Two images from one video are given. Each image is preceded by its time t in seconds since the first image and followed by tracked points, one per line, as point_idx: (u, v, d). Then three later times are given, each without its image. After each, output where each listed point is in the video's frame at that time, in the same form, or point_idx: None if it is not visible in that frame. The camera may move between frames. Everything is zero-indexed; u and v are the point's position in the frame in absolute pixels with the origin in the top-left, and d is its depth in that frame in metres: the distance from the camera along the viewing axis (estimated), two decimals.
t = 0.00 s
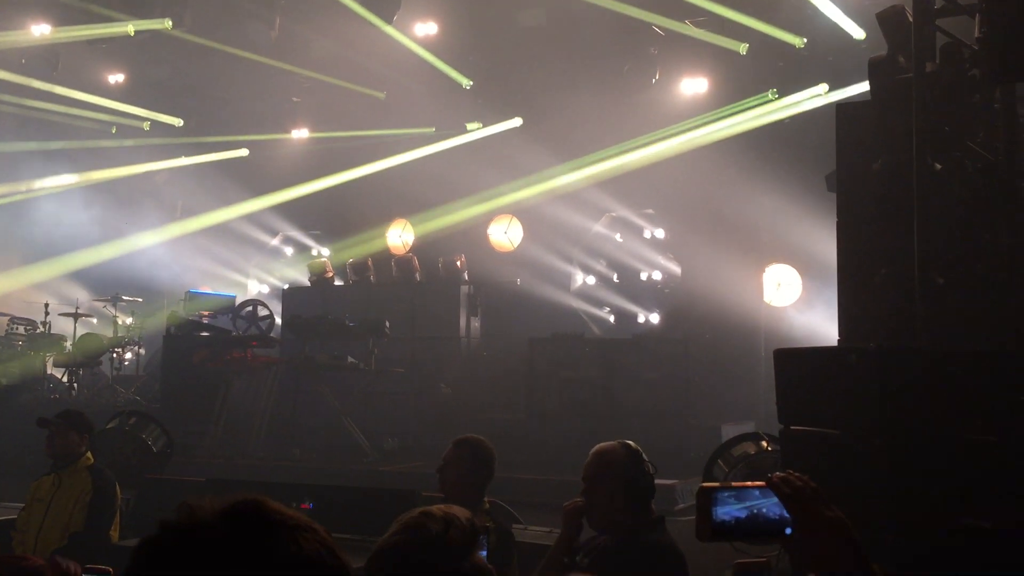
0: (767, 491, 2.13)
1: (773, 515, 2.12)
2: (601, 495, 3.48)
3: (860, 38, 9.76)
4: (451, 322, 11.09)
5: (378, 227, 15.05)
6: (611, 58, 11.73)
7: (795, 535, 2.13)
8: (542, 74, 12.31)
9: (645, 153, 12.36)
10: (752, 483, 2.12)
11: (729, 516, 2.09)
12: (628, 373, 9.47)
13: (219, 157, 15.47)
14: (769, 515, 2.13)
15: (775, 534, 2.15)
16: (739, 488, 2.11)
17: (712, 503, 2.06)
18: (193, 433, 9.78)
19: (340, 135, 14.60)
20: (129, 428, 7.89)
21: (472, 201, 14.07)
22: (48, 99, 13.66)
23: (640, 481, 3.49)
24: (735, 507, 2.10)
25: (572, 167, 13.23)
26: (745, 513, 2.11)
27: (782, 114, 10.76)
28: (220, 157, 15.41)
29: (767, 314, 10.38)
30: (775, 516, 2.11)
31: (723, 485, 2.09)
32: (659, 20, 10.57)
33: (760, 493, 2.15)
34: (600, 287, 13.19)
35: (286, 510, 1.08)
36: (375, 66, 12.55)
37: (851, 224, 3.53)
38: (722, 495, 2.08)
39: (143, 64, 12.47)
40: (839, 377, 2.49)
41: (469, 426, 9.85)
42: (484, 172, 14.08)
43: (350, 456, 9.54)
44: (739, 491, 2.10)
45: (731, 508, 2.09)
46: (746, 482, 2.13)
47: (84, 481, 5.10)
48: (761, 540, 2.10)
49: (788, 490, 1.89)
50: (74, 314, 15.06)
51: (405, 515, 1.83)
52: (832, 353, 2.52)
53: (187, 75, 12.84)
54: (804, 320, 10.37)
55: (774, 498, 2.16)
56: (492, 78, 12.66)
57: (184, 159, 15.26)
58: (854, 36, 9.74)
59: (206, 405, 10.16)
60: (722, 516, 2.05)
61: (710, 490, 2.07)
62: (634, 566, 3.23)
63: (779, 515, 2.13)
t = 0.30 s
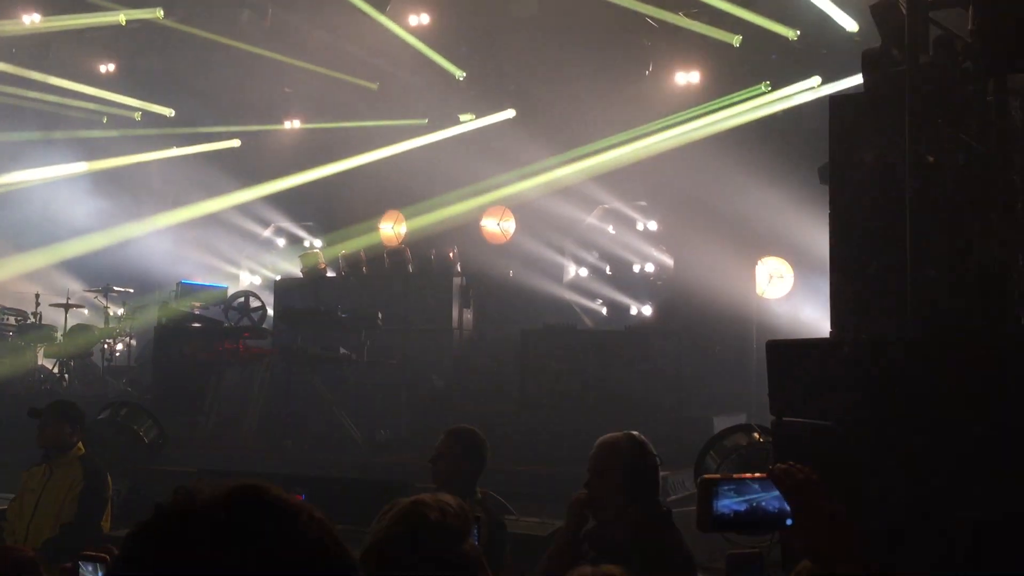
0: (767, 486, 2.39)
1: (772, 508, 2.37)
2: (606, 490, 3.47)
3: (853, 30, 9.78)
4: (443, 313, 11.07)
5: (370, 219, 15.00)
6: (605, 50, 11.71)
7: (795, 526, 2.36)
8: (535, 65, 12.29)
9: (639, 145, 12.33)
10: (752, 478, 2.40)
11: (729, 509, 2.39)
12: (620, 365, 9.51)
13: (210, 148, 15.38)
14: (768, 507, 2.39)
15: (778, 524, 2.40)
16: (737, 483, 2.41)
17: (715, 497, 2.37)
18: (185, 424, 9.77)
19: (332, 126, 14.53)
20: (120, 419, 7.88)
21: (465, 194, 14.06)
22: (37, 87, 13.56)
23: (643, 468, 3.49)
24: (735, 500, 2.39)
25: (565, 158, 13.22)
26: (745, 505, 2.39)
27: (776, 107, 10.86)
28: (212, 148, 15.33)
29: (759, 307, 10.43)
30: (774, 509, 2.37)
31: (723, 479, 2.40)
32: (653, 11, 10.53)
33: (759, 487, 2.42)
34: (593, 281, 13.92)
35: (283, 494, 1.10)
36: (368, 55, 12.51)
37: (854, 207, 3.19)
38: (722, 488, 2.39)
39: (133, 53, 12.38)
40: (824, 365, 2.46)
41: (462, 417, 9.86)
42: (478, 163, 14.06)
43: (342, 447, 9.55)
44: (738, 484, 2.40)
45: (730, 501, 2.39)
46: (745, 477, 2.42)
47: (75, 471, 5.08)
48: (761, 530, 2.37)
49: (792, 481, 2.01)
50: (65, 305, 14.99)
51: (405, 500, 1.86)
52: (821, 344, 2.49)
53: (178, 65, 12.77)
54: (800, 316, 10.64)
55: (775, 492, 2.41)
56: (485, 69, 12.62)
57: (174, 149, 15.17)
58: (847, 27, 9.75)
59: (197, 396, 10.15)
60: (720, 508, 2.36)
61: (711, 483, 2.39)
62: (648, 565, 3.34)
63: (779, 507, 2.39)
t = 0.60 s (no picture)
0: (760, 477, 2.51)
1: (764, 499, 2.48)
2: (609, 479, 3.51)
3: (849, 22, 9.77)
4: (437, 303, 11.10)
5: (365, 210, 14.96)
6: (600, 41, 11.67)
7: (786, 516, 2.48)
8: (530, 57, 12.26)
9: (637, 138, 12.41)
10: (746, 470, 2.50)
11: (722, 500, 2.42)
12: (613, 356, 9.54)
13: (204, 138, 15.31)
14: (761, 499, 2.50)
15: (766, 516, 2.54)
16: (731, 476, 2.47)
17: (710, 489, 2.37)
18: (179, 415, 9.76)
19: (327, 117, 14.48)
20: (113, 409, 7.87)
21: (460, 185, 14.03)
22: (29, 76, 13.47)
23: (644, 461, 3.53)
24: (729, 492, 2.43)
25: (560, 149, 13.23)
26: (739, 496, 2.48)
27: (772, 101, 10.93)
28: (206, 138, 15.26)
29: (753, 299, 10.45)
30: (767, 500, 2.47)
31: (717, 471, 2.42)
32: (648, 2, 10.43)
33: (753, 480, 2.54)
34: (586, 271, 13.94)
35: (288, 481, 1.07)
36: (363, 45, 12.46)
37: (850, 201, 3.19)
38: (716, 480, 2.41)
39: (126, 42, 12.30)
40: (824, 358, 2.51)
41: (456, 408, 9.86)
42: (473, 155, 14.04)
43: (336, 438, 9.55)
44: (733, 477, 2.48)
45: (725, 493, 2.43)
46: (740, 469, 2.51)
47: (68, 462, 5.08)
48: (752, 520, 2.44)
49: (781, 470, 2.06)
50: (57, 295, 14.93)
51: (402, 489, 1.86)
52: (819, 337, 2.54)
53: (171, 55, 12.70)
54: (793, 307, 10.68)
55: (768, 484, 2.52)
56: (480, 61, 12.57)
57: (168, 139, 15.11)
58: (843, 20, 9.74)
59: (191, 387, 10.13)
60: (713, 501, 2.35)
61: (704, 475, 2.38)
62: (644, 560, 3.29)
63: (770, 499, 2.50)
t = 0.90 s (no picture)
0: (757, 477, 2.48)
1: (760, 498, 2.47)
2: (592, 470, 3.55)
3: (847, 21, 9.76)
4: (434, 301, 11.09)
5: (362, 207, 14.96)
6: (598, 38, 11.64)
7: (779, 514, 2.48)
8: (527, 54, 12.23)
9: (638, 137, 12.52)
10: (741, 469, 2.48)
11: (719, 500, 2.45)
12: (609, 354, 9.56)
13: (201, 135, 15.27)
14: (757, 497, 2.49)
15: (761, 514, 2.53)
16: (728, 475, 2.46)
17: (705, 490, 2.41)
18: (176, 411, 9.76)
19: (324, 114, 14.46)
20: (110, 406, 7.86)
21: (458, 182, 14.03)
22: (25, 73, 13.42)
23: (628, 452, 3.56)
24: (726, 491, 2.45)
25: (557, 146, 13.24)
26: (736, 496, 2.47)
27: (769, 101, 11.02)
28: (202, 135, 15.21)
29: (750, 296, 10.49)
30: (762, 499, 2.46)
31: (713, 472, 2.44)
32: None
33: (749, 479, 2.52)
34: (583, 269, 14.34)
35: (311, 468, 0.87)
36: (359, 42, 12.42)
37: (847, 198, 3.20)
38: (711, 481, 2.44)
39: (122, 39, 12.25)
40: (822, 357, 2.48)
41: (453, 406, 9.87)
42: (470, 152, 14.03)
43: (333, 435, 9.55)
44: (729, 477, 2.47)
45: (721, 492, 2.45)
46: (736, 468, 2.49)
47: (64, 458, 5.08)
48: (748, 518, 2.46)
49: (774, 469, 2.13)
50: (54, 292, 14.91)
51: (401, 487, 1.85)
52: (813, 336, 2.53)
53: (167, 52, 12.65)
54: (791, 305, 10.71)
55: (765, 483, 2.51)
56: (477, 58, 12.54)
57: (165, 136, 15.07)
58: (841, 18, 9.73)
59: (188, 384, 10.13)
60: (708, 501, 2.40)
61: (699, 476, 2.42)
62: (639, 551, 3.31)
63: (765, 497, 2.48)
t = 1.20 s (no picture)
0: (755, 478, 2.51)
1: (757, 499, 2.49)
2: (597, 470, 3.54)
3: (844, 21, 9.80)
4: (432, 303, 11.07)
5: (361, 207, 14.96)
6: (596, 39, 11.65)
7: (776, 515, 2.51)
8: (525, 56, 12.25)
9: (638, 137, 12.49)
10: (738, 471, 2.51)
11: (718, 501, 2.47)
12: (607, 354, 9.57)
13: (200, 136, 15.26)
14: (756, 498, 2.52)
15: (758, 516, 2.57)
16: (725, 477, 2.50)
17: (704, 493, 2.44)
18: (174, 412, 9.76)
19: (322, 115, 14.45)
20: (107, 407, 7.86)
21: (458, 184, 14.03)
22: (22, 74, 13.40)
23: (632, 451, 3.52)
24: (724, 493, 2.48)
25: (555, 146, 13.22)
26: (735, 498, 2.49)
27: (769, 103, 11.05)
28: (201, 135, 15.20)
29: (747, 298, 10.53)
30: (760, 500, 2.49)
31: (711, 474, 2.47)
32: None
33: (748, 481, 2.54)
34: (581, 270, 14.42)
35: (317, 481, 0.86)
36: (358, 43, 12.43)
37: (844, 201, 3.21)
38: (710, 483, 2.47)
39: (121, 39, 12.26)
40: (819, 357, 2.48)
41: (452, 407, 9.90)
42: (469, 153, 14.04)
43: (332, 436, 9.57)
44: (728, 478, 2.49)
45: (720, 495, 2.47)
46: (733, 470, 2.51)
47: (62, 459, 5.08)
48: (747, 520, 2.49)
49: (772, 472, 2.16)
50: (53, 293, 14.91)
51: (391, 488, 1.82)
52: (812, 336, 2.52)
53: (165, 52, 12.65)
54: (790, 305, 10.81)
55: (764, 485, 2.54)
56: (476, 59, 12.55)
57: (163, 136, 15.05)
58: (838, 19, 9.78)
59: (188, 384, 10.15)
60: (707, 504, 2.42)
61: (697, 479, 2.45)
62: (641, 549, 3.33)
63: (763, 499, 2.52)
